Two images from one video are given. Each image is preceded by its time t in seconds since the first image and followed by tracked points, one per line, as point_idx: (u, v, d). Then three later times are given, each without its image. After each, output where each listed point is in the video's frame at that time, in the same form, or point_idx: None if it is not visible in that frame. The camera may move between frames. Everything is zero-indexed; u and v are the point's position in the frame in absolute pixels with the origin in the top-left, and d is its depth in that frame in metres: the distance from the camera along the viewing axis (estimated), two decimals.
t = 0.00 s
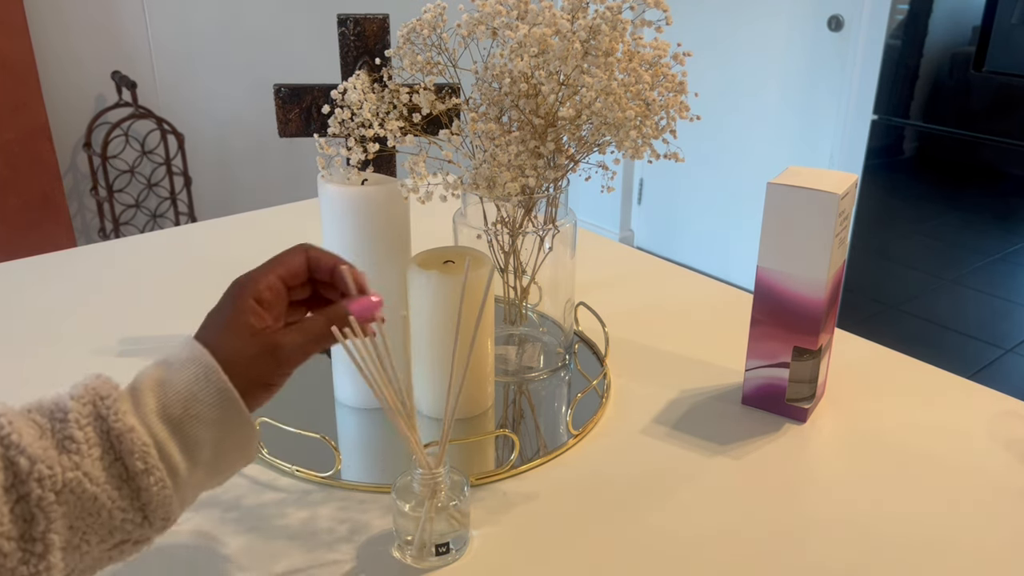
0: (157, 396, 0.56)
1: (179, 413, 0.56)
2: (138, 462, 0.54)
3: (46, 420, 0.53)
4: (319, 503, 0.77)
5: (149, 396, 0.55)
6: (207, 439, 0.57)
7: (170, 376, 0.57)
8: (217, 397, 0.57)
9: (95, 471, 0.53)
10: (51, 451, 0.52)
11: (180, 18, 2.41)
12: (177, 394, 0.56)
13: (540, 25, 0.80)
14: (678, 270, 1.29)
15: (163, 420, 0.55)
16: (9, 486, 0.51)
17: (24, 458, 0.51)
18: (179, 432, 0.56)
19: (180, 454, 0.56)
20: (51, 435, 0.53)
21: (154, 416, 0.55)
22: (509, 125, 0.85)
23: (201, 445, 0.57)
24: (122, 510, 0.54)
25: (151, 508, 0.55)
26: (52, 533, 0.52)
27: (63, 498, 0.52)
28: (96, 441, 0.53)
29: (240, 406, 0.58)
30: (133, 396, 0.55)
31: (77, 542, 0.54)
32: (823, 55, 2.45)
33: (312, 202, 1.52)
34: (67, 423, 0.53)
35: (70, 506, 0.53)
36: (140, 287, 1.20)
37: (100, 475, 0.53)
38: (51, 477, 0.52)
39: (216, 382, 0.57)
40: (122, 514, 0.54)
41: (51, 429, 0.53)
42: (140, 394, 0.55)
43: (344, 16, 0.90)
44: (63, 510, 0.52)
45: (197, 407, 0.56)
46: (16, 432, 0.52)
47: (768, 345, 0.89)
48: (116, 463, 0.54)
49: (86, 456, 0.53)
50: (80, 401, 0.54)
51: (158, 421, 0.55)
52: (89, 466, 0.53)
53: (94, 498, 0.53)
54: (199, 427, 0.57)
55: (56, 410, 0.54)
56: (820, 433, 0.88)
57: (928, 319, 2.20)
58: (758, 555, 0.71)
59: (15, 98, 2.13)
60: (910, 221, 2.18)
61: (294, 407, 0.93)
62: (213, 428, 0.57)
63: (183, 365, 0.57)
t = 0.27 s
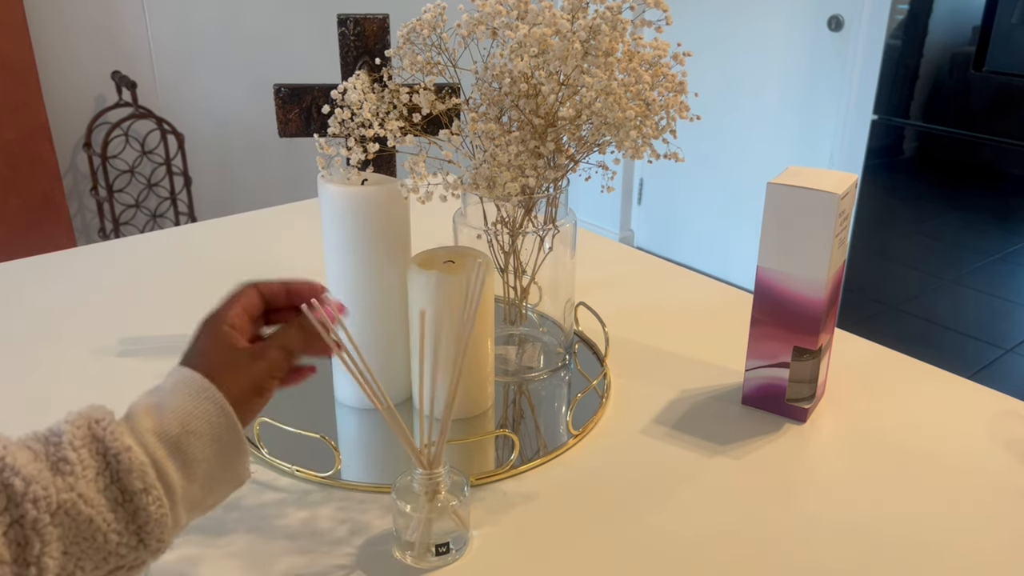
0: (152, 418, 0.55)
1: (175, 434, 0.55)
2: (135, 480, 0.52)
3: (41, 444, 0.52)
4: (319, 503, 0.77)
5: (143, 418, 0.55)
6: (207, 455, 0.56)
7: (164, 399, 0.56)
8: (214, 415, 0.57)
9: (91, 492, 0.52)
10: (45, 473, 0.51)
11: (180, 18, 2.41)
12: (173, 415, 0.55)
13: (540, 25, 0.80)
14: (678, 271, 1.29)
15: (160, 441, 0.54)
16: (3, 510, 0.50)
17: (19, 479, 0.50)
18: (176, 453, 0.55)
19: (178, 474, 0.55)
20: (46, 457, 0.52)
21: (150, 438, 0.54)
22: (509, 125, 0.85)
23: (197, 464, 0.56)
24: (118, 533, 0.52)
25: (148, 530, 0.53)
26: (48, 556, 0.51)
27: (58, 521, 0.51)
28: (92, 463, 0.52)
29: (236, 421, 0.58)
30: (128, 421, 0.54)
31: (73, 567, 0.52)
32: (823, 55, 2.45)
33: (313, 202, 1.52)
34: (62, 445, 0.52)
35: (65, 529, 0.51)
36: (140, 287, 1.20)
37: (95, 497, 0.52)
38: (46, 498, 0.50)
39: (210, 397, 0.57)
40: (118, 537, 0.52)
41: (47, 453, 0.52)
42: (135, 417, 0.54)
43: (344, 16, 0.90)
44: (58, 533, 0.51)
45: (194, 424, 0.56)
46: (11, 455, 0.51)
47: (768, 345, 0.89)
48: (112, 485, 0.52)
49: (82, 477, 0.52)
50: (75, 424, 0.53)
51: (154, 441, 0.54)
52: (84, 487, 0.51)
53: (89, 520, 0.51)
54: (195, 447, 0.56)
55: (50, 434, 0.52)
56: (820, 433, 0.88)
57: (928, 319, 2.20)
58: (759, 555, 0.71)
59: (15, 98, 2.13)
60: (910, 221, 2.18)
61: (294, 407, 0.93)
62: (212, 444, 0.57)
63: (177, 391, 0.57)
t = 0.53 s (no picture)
0: (134, 474, 0.50)
1: (158, 492, 0.50)
2: (113, 545, 0.48)
3: (22, 494, 0.48)
4: (319, 503, 0.77)
5: (125, 473, 0.49)
6: (188, 517, 0.51)
7: (146, 452, 0.51)
8: (194, 475, 0.51)
9: (69, 554, 0.47)
10: (23, 531, 0.47)
11: (180, 18, 2.41)
12: (155, 471, 0.50)
13: (540, 25, 0.80)
14: (678, 271, 1.29)
15: (142, 499, 0.50)
16: None
17: None
18: (157, 512, 0.50)
19: (158, 535, 0.50)
20: (26, 511, 0.48)
21: (131, 496, 0.49)
22: (509, 125, 0.85)
23: (179, 525, 0.51)
24: None
25: None
26: None
27: None
28: (71, 521, 0.48)
29: (219, 477, 0.52)
30: (110, 472, 0.49)
31: None
32: (823, 55, 2.45)
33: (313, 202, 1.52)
34: (42, 500, 0.48)
35: None
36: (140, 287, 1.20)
37: (73, 557, 0.47)
38: (23, 559, 0.46)
39: (193, 456, 0.50)
40: None
41: (27, 506, 0.48)
42: (117, 471, 0.49)
43: (344, 16, 0.90)
44: None
45: (177, 484, 0.50)
46: None
47: (768, 345, 0.89)
48: (92, 542, 0.48)
49: (61, 537, 0.47)
50: (56, 478, 0.48)
51: (134, 501, 0.49)
52: (63, 548, 0.47)
53: None
54: (179, 508, 0.51)
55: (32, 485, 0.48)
56: (820, 433, 0.88)
57: (928, 319, 2.20)
58: (759, 555, 0.71)
59: (15, 98, 2.13)
60: (910, 221, 2.18)
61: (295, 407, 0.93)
62: (194, 505, 0.51)
63: (159, 440, 0.51)
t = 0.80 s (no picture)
0: (191, 402, 0.47)
1: (214, 422, 0.48)
2: (166, 474, 0.46)
3: (73, 417, 0.46)
4: (319, 503, 0.77)
5: (182, 400, 0.47)
6: (242, 447, 0.49)
7: (205, 378, 0.48)
8: (253, 409, 0.49)
9: (120, 480, 0.45)
10: (74, 457, 0.45)
11: (180, 18, 2.41)
12: (212, 401, 0.48)
13: (540, 25, 0.80)
14: (678, 271, 1.29)
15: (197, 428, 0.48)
16: (30, 485, 0.44)
17: (48, 462, 0.44)
18: (210, 440, 0.48)
19: (210, 463, 0.48)
20: (76, 435, 0.45)
21: (186, 424, 0.47)
22: (509, 125, 0.85)
23: (232, 454, 0.49)
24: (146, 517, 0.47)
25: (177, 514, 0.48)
26: (72, 537, 0.45)
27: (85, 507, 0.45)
28: (123, 448, 0.46)
29: (276, 418, 0.49)
30: (167, 398, 0.47)
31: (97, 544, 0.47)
32: (823, 56, 2.45)
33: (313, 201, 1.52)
34: (94, 426, 0.45)
35: (91, 515, 0.45)
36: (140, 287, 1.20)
37: (124, 483, 0.46)
38: (74, 484, 0.44)
39: (254, 390, 0.48)
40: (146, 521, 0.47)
41: (78, 429, 0.45)
42: (174, 398, 0.47)
43: (344, 16, 0.90)
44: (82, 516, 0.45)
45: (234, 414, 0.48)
46: (39, 431, 0.44)
47: (768, 345, 0.89)
48: (143, 470, 0.46)
49: (112, 464, 0.45)
50: (109, 405, 0.46)
51: (188, 430, 0.47)
52: (113, 475, 0.45)
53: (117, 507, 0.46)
54: (233, 438, 0.49)
55: (82, 409, 0.46)
56: (820, 432, 0.88)
57: (928, 319, 2.20)
58: (759, 555, 0.71)
59: (15, 98, 2.13)
60: (910, 221, 2.18)
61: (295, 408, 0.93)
62: (250, 437, 0.49)
63: (220, 369, 0.48)
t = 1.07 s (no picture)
0: (190, 324, 0.50)
1: (214, 342, 0.51)
2: (174, 393, 0.49)
3: (76, 353, 0.48)
4: (319, 503, 0.77)
5: (179, 323, 0.50)
6: (243, 364, 0.52)
7: (200, 302, 0.51)
8: (252, 322, 0.52)
9: (129, 405, 0.48)
10: (82, 387, 0.47)
11: (180, 18, 2.41)
12: (210, 321, 0.51)
13: (540, 25, 0.80)
14: (678, 270, 1.29)
15: (198, 349, 0.50)
16: (41, 422, 0.47)
17: (56, 393, 0.46)
18: (213, 360, 0.51)
19: (215, 382, 0.51)
20: (82, 368, 0.48)
21: (186, 345, 0.50)
22: (509, 125, 0.85)
23: (234, 372, 0.52)
24: (159, 442, 0.49)
25: (189, 438, 0.50)
26: (87, 469, 0.47)
27: (97, 434, 0.47)
28: (129, 374, 0.48)
29: (273, 332, 0.53)
30: (163, 323, 0.50)
31: (114, 476, 0.49)
32: (823, 55, 2.45)
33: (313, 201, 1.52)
34: (98, 356, 0.48)
35: (104, 442, 0.48)
36: (139, 287, 1.20)
37: (133, 408, 0.48)
38: (84, 413, 0.47)
39: (250, 307, 0.52)
40: (159, 446, 0.49)
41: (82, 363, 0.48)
42: (171, 322, 0.50)
43: (344, 16, 0.90)
44: (95, 446, 0.47)
45: (233, 333, 0.51)
46: (43, 367, 0.47)
47: (768, 345, 0.89)
48: (150, 395, 0.49)
49: (119, 391, 0.48)
50: (110, 334, 0.48)
51: (190, 350, 0.50)
52: (122, 401, 0.48)
53: (130, 432, 0.48)
54: (233, 356, 0.52)
55: (85, 343, 0.48)
56: (820, 433, 0.88)
57: (928, 319, 2.21)
58: (759, 555, 0.71)
59: (15, 98, 2.13)
60: (910, 221, 2.18)
61: (295, 408, 0.93)
62: (249, 352, 0.52)
63: (214, 293, 0.51)
